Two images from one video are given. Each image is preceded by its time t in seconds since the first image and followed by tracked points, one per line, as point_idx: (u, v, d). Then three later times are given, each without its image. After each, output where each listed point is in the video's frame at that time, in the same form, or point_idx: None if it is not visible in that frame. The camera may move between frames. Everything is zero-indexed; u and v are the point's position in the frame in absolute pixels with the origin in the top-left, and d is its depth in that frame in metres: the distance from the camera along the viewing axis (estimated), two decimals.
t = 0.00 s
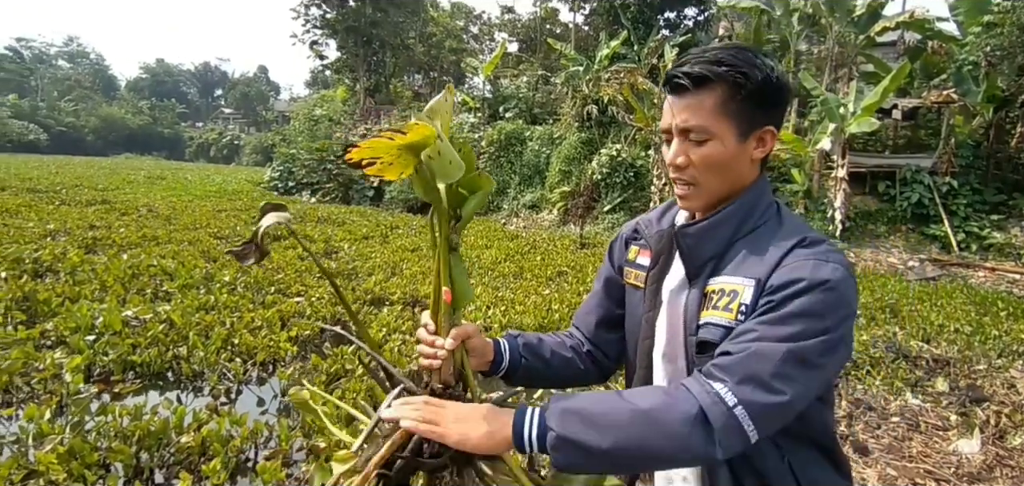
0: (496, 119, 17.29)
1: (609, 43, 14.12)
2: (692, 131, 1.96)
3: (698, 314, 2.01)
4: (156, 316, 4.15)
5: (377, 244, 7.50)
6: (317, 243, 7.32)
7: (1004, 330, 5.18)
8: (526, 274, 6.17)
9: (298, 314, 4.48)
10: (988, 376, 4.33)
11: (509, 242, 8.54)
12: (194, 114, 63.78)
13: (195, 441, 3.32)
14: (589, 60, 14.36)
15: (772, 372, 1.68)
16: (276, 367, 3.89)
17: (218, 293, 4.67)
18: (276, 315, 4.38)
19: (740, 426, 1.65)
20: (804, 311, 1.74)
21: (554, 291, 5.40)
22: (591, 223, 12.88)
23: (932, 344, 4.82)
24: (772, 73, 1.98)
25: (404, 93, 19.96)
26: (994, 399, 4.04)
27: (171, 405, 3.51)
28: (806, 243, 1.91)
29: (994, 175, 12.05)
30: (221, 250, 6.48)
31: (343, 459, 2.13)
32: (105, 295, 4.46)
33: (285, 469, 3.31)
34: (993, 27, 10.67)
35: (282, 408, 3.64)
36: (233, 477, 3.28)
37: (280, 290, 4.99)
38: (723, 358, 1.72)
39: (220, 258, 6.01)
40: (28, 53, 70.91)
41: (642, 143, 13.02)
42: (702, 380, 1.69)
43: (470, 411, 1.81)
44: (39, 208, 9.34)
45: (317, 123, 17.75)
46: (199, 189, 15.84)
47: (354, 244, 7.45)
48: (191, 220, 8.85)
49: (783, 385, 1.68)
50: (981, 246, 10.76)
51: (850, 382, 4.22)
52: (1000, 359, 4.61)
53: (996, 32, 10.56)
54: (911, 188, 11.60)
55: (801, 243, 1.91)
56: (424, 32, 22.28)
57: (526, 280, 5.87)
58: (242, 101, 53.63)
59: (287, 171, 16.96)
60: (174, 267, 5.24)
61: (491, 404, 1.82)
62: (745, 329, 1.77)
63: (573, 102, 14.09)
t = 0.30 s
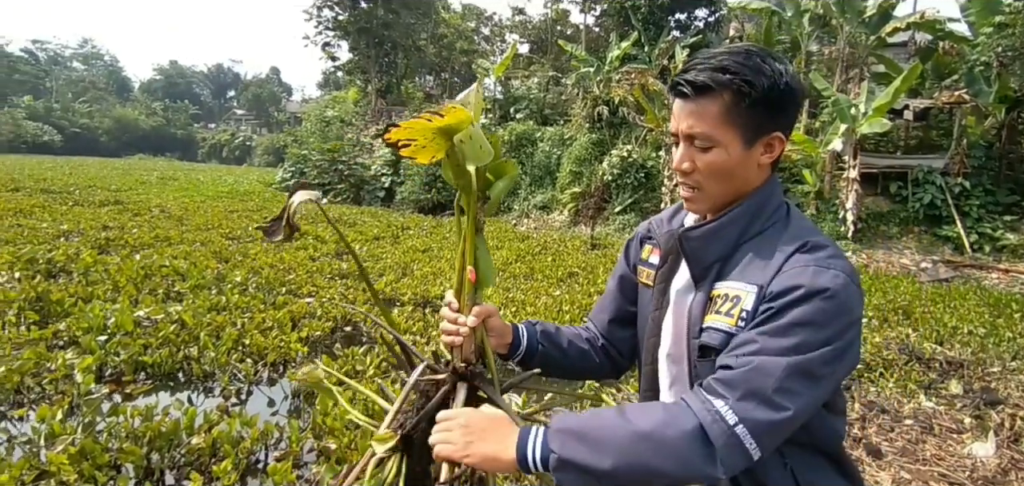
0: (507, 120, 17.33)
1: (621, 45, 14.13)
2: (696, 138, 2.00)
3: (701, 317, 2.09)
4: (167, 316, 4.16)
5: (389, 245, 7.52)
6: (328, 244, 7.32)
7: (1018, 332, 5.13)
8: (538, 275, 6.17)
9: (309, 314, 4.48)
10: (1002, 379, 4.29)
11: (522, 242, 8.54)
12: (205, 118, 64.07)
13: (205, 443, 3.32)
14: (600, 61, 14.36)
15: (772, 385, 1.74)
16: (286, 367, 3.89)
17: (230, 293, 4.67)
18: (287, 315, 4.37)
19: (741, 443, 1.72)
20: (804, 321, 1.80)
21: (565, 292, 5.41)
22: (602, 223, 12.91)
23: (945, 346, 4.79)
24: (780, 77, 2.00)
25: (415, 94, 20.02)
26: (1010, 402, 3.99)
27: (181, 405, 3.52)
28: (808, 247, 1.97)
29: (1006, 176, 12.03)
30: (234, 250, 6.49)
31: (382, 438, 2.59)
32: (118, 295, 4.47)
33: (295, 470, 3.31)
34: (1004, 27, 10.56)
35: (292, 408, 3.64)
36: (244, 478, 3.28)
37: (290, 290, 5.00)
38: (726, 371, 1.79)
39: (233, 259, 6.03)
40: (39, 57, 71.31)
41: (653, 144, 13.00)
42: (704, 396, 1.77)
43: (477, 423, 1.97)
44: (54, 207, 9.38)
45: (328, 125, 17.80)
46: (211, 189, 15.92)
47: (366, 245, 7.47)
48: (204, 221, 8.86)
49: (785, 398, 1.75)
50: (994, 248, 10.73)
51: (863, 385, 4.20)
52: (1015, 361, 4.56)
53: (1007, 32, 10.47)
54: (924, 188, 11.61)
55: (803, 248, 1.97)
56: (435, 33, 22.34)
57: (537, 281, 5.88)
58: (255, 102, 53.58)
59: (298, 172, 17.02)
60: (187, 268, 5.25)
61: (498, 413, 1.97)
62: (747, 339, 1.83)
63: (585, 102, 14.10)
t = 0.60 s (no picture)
0: (515, 121, 17.36)
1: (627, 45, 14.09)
2: (697, 142, 2.14)
3: (704, 315, 2.24)
4: (179, 315, 4.25)
5: (395, 246, 7.59)
6: (336, 245, 7.38)
7: None
8: (543, 276, 6.19)
9: (316, 315, 4.54)
10: (1018, 382, 4.23)
11: (526, 243, 8.60)
12: (223, 118, 64.97)
13: (216, 441, 3.39)
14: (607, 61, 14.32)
15: (774, 392, 1.88)
16: (294, 366, 3.95)
17: (240, 293, 4.75)
18: (295, 316, 4.42)
19: (746, 452, 1.87)
20: (804, 323, 1.93)
21: (572, 292, 5.42)
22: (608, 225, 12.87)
23: (959, 349, 4.72)
24: (781, 80, 2.10)
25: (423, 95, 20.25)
26: None
27: (193, 403, 3.58)
28: (808, 246, 2.09)
29: None
30: (244, 251, 6.60)
31: (415, 427, 2.58)
32: (132, 295, 4.56)
33: (303, 469, 3.35)
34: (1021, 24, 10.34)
35: (301, 407, 3.70)
36: (253, 476, 3.33)
37: (300, 291, 5.06)
38: (729, 377, 1.93)
39: (243, 259, 6.13)
40: (59, 60, 72.79)
41: (660, 145, 12.97)
42: (709, 404, 1.91)
43: (502, 427, 2.11)
44: (68, 210, 9.57)
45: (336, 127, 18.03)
46: (221, 191, 16.09)
47: (373, 246, 7.54)
48: (214, 222, 8.98)
49: (785, 403, 1.88)
50: (1009, 250, 10.55)
51: (873, 389, 4.13)
52: None
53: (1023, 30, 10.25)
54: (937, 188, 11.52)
55: (802, 248, 2.10)
56: (441, 35, 22.63)
57: (544, 282, 5.87)
58: (263, 104, 54.51)
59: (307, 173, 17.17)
60: (198, 268, 5.34)
61: (521, 416, 2.12)
62: (747, 342, 1.97)
63: (591, 104, 14.08)
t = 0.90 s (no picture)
0: (523, 122, 17.38)
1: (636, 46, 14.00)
2: (705, 142, 2.10)
3: (711, 309, 2.20)
4: (193, 314, 4.35)
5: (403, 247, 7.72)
6: (346, 246, 7.45)
7: None
8: (551, 277, 6.29)
9: (326, 314, 4.60)
10: None
11: (533, 244, 8.71)
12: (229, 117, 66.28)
13: (228, 438, 3.45)
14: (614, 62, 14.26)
15: (779, 380, 1.86)
16: (303, 365, 4.01)
17: (252, 293, 4.84)
18: (305, 315, 4.49)
19: (749, 438, 1.86)
20: (809, 313, 1.91)
21: (578, 294, 5.46)
22: (616, 226, 12.82)
23: (974, 353, 4.63)
24: (791, 82, 2.04)
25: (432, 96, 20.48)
26: None
27: (206, 401, 3.66)
28: (815, 239, 2.07)
29: None
30: (255, 251, 6.76)
31: (417, 424, 2.56)
32: (147, 295, 4.67)
33: (313, 466, 3.40)
34: None
35: (310, 406, 3.76)
36: (264, 473, 3.40)
37: (310, 292, 5.10)
38: (734, 367, 1.91)
39: (254, 259, 6.25)
40: (78, 66, 74.34)
41: (668, 145, 12.93)
42: (713, 393, 1.90)
43: (510, 427, 2.06)
44: (86, 211, 9.76)
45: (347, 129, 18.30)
46: (235, 193, 16.30)
47: (381, 246, 7.67)
48: (226, 223, 9.18)
49: (790, 391, 1.86)
50: None
51: (885, 392, 4.08)
52: None
53: None
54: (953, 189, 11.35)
55: (809, 241, 2.07)
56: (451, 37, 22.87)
57: (552, 283, 5.98)
58: (276, 107, 55.18)
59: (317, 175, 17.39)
60: (211, 268, 5.44)
61: (529, 412, 2.08)
62: (752, 332, 1.95)
63: (600, 104, 14.04)
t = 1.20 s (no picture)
0: (529, 124, 17.35)
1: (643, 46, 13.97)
2: (722, 134, 2.20)
3: (725, 310, 2.26)
4: (204, 313, 4.44)
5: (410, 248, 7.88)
6: (354, 246, 7.55)
7: None
8: (558, 278, 6.43)
9: (335, 313, 4.72)
10: None
11: (540, 245, 8.79)
12: (244, 118, 67.07)
13: (238, 436, 3.49)
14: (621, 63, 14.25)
15: (814, 387, 1.91)
16: (313, 364, 4.08)
17: (261, 293, 4.95)
18: (314, 315, 4.60)
19: (787, 446, 1.90)
20: (837, 316, 1.98)
21: (584, 295, 5.56)
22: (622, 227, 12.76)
23: (989, 356, 4.56)
24: (804, 82, 2.18)
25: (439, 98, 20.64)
26: None
27: (218, 399, 3.72)
28: (832, 243, 2.15)
29: None
30: (265, 251, 6.94)
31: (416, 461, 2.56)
32: (160, 294, 4.77)
33: (321, 464, 3.42)
34: None
35: (319, 405, 3.80)
36: (273, 471, 3.44)
37: (319, 292, 5.19)
38: (766, 373, 1.96)
39: (264, 260, 6.41)
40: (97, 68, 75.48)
41: (675, 146, 12.87)
42: (748, 400, 1.94)
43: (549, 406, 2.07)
44: (105, 212, 9.93)
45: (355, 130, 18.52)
46: (245, 194, 16.48)
47: (388, 247, 7.83)
48: (237, 223, 9.38)
49: (824, 398, 1.92)
50: None
51: (896, 395, 4.03)
52: None
53: None
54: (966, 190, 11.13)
55: (826, 244, 2.15)
56: (458, 39, 23.06)
57: (558, 284, 6.14)
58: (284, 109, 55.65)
59: (325, 176, 17.57)
60: (222, 268, 5.56)
61: (570, 393, 2.07)
62: (781, 336, 2.00)
63: (606, 106, 14.01)
